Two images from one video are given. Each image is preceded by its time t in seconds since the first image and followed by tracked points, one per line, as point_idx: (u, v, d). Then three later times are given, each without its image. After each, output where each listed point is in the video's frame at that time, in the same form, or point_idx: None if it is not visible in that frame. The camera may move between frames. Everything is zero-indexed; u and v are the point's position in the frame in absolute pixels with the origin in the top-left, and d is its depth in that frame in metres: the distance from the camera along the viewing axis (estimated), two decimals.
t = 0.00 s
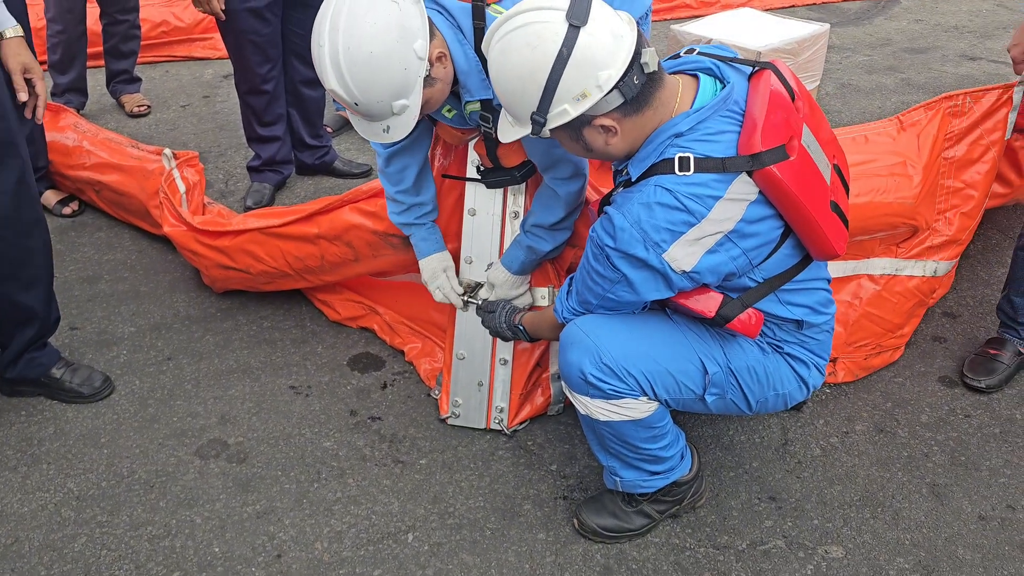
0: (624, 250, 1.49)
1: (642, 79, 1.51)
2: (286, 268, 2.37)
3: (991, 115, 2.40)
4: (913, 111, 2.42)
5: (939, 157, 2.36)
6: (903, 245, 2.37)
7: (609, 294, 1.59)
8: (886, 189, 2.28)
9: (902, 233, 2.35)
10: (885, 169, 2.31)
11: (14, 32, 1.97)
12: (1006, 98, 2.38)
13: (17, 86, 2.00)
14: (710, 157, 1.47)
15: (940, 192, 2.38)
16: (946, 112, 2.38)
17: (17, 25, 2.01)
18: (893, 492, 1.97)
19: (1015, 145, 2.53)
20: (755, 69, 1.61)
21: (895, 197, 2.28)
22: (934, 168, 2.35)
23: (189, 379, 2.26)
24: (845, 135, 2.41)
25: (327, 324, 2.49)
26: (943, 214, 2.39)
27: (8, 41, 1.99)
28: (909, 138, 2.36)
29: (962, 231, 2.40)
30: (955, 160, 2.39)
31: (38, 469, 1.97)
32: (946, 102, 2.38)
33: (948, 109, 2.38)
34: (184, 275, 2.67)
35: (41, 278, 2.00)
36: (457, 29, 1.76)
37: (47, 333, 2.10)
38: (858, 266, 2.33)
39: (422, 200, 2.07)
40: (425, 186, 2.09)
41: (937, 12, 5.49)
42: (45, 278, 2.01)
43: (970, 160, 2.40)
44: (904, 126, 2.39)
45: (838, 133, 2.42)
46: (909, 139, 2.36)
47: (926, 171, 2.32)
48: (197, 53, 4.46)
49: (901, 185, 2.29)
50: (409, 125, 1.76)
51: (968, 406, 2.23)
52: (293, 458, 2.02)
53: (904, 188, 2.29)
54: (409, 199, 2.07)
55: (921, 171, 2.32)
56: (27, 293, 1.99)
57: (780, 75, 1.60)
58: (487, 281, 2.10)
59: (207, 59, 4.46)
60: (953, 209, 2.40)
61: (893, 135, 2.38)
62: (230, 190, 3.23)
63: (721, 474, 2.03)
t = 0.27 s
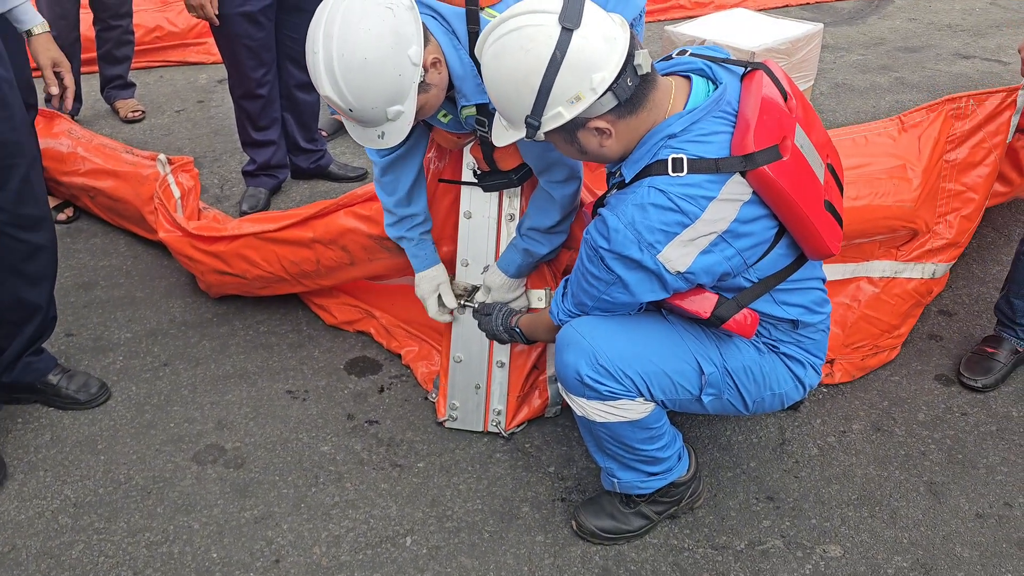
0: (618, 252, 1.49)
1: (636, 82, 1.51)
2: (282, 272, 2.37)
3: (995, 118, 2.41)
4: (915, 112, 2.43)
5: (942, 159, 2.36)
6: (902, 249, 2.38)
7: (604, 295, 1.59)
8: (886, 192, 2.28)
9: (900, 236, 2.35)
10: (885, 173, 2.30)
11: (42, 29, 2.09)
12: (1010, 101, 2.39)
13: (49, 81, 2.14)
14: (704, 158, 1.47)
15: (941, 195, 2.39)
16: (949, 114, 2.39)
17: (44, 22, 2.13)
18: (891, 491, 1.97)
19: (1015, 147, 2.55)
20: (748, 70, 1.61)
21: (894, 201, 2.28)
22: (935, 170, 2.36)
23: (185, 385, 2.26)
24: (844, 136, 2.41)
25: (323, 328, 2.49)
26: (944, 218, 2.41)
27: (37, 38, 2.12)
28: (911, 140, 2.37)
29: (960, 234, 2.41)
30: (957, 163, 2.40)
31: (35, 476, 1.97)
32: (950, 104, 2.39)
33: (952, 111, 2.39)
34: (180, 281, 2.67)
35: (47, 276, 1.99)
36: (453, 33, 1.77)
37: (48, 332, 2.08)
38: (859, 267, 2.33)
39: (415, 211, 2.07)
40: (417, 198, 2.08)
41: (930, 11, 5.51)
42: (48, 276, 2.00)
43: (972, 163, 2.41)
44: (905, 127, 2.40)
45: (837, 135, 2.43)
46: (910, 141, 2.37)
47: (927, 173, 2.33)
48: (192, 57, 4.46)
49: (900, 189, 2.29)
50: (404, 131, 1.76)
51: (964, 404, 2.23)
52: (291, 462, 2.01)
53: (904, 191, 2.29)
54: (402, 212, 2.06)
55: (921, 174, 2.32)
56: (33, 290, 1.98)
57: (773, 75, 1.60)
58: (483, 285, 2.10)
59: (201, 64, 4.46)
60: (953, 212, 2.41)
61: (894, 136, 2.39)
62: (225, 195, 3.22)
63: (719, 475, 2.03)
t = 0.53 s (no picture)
0: (612, 254, 1.49)
1: (628, 85, 1.51)
2: (277, 276, 2.37)
3: (990, 114, 2.41)
4: (911, 108, 2.44)
5: (937, 156, 2.37)
6: (899, 246, 2.37)
7: (599, 297, 1.59)
8: (882, 189, 2.28)
9: (897, 234, 2.35)
10: (880, 170, 2.31)
11: (36, 39, 2.09)
12: (1004, 98, 2.40)
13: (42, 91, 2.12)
14: (697, 160, 1.47)
15: (937, 192, 2.39)
16: (945, 112, 2.40)
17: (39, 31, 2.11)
18: (888, 489, 1.98)
19: (1009, 143, 2.54)
20: (741, 70, 1.61)
21: (891, 199, 2.28)
22: (931, 168, 2.36)
23: (181, 390, 2.25)
24: (840, 135, 2.42)
25: (319, 332, 2.48)
26: (940, 216, 2.41)
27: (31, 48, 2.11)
28: (907, 138, 2.38)
29: (956, 231, 2.41)
30: (953, 160, 2.40)
31: (30, 483, 1.96)
32: (945, 101, 2.40)
33: (947, 108, 2.40)
34: (175, 285, 2.66)
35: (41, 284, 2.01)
36: (447, 37, 1.76)
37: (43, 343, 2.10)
38: (855, 266, 2.33)
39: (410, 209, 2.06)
40: (411, 194, 2.07)
41: (923, 9, 5.52)
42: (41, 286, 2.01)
43: (967, 160, 2.41)
44: (900, 123, 2.41)
45: (833, 133, 2.43)
46: (905, 137, 2.38)
47: (922, 170, 2.33)
48: (185, 61, 4.45)
49: (896, 188, 2.29)
50: (401, 137, 1.76)
51: (960, 402, 2.23)
52: (287, 466, 2.01)
53: (899, 189, 2.29)
54: (396, 208, 2.05)
55: (916, 171, 2.32)
56: (27, 299, 2.00)
57: (766, 76, 1.60)
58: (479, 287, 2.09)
59: (195, 67, 4.45)
60: (949, 209, 2.41)
61: (890, 133, 2.40)
62: (220, 199, 3.22)
63: (716, 475, 2.03)
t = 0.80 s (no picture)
0: (608, 256, 1.49)
1: (624, 87, 1.50)
2: (272, 279, 2.36)
3: (984, 113, 2.39)
4: (905, 108, 2.44)
5: (932, 155, 2.37)
6: (894, 246, 2.37)
7: (595, 300, 1.59)
8: (877, 189, 2.28)
9: (893, 233, 2.35)
10: (874, 170, 2.31)
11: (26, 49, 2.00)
12: (998, 98, 2.38)
13: (36, 101, 2.06)
14: (692, 161, 1.47)
15: (932, 190, 2.38)
16: (939, 111, 2.40)
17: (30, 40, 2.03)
18: (886, 488, 1.98)
19: (1003, 143, 2.56)
20: (737, 71, 1.61)
21: (886, 198, 2.28)
22: (925, 167, 2.36)
23: (177, 395, 2.24)
24: (835, 134, 2.43)
25: (315, 334, 2.48)
26: (935, 214, 2.40)
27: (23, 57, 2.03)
28: (902, 137, 2.38)
29: (951, 229, 2.40)
30: (948, 159, 2.39)
31: (25, 489, 1.95)
32: (939, 101, 2.40)
33: (942, 108, 2.40)
34: (170, 289, 2.66)
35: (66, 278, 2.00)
36: (442, 43, 1.76)
37: (68, 332, 2.13)
38: (850, 266, 2.33)
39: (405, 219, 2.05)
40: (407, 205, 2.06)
41: (917, 7, 5.52)
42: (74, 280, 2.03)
43: (961, 159, 2.40)
44: (895, 122, 2.41)
45: (827, 133, 2.44)
46: (900, 137, 2.38)
47: (917, 170, 2.33)
48: (179, 64, 4.44)
49: (891, 188, 2.29)
50: (394, 145, 1.77)
51: (957, 400, 2.23)
52: (284, 470, 2.01)
53: (894, 189, 2.30)
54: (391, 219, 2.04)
55: (911, 171, 2.33)
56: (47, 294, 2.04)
57: (762, 77, 1.60)
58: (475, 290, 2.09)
59: (189, 71, 4.44)
60: (943, 209, 2.40)
61: (884, 132, 2.40)
62: (215, 202, 3.21)
63: (713, 475, 2.03)
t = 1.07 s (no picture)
0: (604, 254, 1.49)
1: (619, 85, 1.50)
2: (268, 279, 2.36)
3: (984, 117, 2.41)
4: (906, 108, 2.43)
5: (932, 157, 2.37)
6: (892, 247, 2.37)
7: (592, 299, 1.58)
8: (875, 190, 2.28)
9: (891, 235, 2.35)
10: (873, 172, 2.30)
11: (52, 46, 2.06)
12: (1001, 102, 2.41)
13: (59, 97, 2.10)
14: (688, 159, 1.47)
15: (931, 194, 2.38)
16: (941, 113, 2.39)
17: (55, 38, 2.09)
18: (883, 485, 1.98)
19: (1004, 144, 2.57)
20: (732, 69, 1.61)
21: (883, 201, 2.28)
22: (924, 170, 2.35)
23: (173, 397, 2.24)
24: (835, 134, 2.41)
25: (312, 335, 2.47)
26: (934, 217, 2.41)
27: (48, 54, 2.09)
28: (903, 137, 2.38)
29: (948, 232, 2.42)
30: (948, 162, 2.39)
31: (21, 493, 1.95)
32: (941, 103, 2.39)
33: (943, 110, 2.39)
34: (166, 291, 2.65)
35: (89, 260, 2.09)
36: (437, 45, 1.75)
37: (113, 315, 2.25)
38: (849, 266, 2.33)
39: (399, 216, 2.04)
40: (402, 202, 2.05)
41: (913, 5, 5.53)
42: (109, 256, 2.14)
43: (961, 162, 2.41)
44: (896, 122, 2.41)
45: (826, 132, 2.43)
46: (900, 137, 2.38)
47: (916, 173, 2.33)
48: (175, 65, 4.44)
49: (889, 190, 2.29)
50: (390, 148, 1.77)
51: (954, 397, 2.23)
52: (281, 471, 2.00)
53: (892, 190, 2.29)
54: (386, 215, 2.04)
55: (910, 173, 2.32)
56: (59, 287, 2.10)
57: (757, 75, 1.60)
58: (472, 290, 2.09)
59: (185, 72, 4.44)
60: (942, 211, 2.41)
61: (883, 132, 2.40)
62: (210, 203, 3.20)
63: (711, 474, 2.02)
